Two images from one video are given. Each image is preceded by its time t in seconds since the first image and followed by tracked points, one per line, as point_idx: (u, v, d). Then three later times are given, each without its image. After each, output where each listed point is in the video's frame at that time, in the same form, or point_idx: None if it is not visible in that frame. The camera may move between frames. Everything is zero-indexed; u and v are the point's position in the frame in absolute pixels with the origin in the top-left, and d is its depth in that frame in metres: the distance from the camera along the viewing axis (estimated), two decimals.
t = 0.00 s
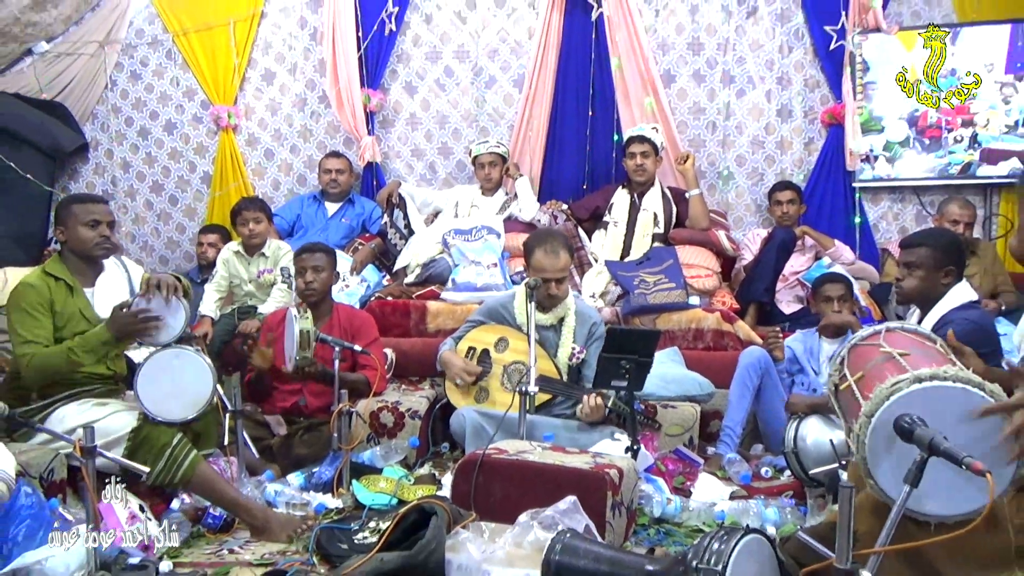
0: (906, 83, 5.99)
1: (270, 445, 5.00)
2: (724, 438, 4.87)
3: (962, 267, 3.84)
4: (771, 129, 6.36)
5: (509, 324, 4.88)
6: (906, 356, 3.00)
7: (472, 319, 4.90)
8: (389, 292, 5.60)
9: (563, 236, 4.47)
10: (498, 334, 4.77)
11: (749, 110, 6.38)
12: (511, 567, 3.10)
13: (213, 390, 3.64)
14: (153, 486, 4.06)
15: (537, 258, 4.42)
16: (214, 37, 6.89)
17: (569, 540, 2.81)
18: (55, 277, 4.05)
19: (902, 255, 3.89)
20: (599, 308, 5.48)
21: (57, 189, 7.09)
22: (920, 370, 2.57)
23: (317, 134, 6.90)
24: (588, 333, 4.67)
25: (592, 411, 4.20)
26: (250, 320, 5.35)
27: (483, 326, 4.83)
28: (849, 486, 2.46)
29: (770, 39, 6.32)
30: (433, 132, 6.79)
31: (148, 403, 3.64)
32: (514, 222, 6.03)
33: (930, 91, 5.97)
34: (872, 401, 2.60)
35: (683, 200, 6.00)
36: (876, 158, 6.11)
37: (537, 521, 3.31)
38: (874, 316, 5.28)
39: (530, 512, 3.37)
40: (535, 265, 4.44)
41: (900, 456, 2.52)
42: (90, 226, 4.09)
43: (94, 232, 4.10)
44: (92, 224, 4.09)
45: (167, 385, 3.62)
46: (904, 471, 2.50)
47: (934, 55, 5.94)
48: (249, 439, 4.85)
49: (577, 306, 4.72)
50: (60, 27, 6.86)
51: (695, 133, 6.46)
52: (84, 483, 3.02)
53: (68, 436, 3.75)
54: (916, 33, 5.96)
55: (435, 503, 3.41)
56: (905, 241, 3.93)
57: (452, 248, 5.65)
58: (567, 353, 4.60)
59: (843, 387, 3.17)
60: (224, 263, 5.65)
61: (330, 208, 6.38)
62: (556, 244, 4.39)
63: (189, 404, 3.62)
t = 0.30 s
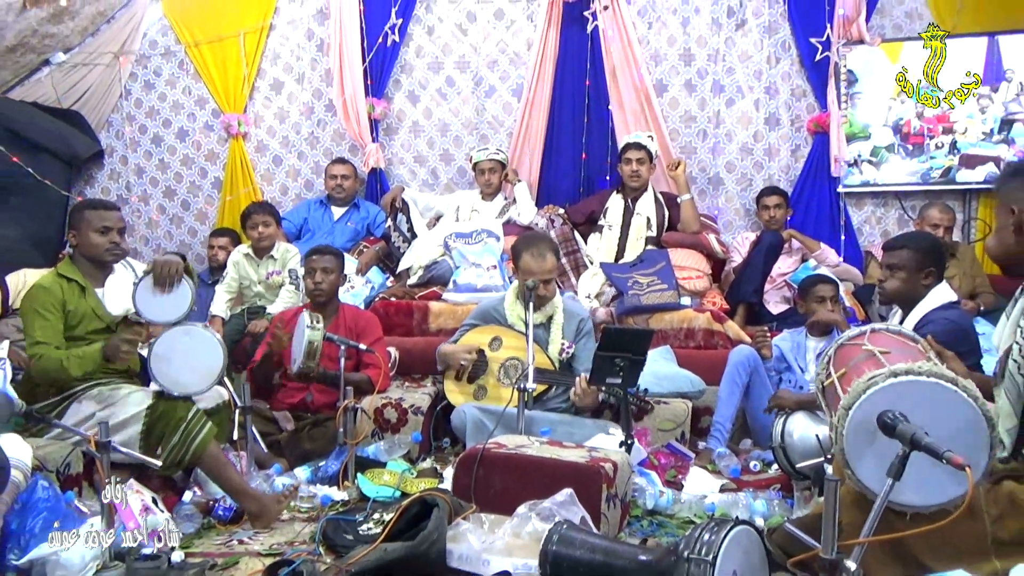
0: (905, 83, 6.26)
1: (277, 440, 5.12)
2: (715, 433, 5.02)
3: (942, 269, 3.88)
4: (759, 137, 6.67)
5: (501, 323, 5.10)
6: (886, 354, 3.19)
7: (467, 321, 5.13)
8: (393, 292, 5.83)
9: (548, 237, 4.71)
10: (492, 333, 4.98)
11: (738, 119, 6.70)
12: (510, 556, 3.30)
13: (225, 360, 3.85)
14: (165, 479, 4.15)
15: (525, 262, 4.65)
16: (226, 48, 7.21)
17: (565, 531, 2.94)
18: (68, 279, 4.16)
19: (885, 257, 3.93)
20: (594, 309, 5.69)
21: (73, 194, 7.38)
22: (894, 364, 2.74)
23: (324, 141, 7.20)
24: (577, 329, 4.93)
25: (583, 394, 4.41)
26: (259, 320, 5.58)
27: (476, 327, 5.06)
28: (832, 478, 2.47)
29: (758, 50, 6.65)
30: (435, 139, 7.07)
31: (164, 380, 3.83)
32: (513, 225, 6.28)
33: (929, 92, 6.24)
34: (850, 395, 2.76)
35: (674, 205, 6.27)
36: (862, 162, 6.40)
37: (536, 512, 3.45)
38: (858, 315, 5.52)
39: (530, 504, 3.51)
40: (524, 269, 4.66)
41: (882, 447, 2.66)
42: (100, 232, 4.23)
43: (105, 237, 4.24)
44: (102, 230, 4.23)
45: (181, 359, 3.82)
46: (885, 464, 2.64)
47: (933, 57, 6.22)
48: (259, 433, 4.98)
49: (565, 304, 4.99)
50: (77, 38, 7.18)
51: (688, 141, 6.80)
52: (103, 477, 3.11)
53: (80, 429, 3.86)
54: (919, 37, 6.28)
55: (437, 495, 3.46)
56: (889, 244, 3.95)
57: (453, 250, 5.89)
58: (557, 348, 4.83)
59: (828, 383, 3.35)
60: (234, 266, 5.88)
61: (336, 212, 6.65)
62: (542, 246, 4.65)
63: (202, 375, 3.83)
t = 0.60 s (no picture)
0: (908, 83, 6.50)
1: (284, 435, 5.25)
2: (707, 428, 5.19)
3: (926, 271, 3.99)
4: (750, 143, 6.89)
5: (501, 323, 5.31)
6: (875, 352, 3.09)
7: (468, 322, 5.33)
8: (396, 293, 6.04)
9: (537, 239, 4.89)
10: (491, 334, 5.19)
11: (729, 125, 6.92)
12: (510, 548, 3.37)
13: (234, 371, 3.92)
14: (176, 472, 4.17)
15: (517, 262, 4.83)
16: (234, 57, 7.44)
17: (563, 524, 3.05)
18: (81, 282, 4.23)
19: (871, 261, 4.03)
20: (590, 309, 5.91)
21: (88, 199, 7.63)
22: (884, 360, 2.69)
23: (329, 147, 7.42)
24: (575, 328, 5.11)
25: (578, 389, 4.61)
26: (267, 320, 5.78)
27: (475, 328, 5.27)
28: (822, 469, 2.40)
29: (749, 59, 6.87)
30: (437, 145, 7.29)
31: (176, 389, 3.88)
32: (512, 228, 6.51)
33: (931, 91, 6.46)
34: (841, 389, 2.71)
35: (667, 208, 6.51)
36: (852, 164, 6.66)
37: (534, 506, 3.52)
38: (845, 316, 5.71)
39: (529, 497, 3.58)
40: (517, 270, 4.85)
41: (867, 443, 2.62)
42: (114, 234, 4.28)
43: (118, 239, 4.29)
44: (116, 232, 4.28)
45: (192, 370, 3.89)
46: (873, 458, 2.60)
47: (935, 58, 6.45)
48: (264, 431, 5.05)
49: (562, 304, 5.17)
50: (91, 48, 7.39)
51: (681, 147, 7.00)
52: (114, 474, 3.11)
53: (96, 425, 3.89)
54: (918, 40, 6.63)
55: (439, 488, 3.51)
56: (874, 247, 4.07)
57: (454, 252, 6.13)
58: (554, 346, 5.02)
59: (818, 380, 3.27)
60: (243, 267, 6.09)
61: (341, 216, 6.88)
62: (532, 246, 4.82)
63: (212, 385, 3.89)
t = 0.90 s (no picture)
0: (907, 83, 6.50)
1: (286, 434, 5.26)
2: (707, 428, 5.19)
3: (925, 270, 3.99)
4: (750, 143, 6.91)
5: (508, 323, 5.31)
6: (871, 353, 3.08)
7: (472, 322, 5.31)
8: (397, 294, 6.05)
9: (553, 241, 4.87)
10: (497, 334, 5.18)
11: (729, 126, 6.94)
12: (511, 548, 3.37)
13: (236, 359, 3.91)
14: (178, 472, 4.17)
15: (530, 263, 4.82)
16: (235, 59, 7.46)
17: (564, 524, 3.06)
18: (83, 281, 4.23)
19: (871, 260, 4.03)
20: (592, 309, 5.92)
21: (89, 200, 7.65)
22: (886, 364, 2.69)
23: (331, 148, 7.44)
24: (582, 330, 5.10)
25: (580, 399, 4.61)
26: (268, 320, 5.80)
27: (480, 328, 5.25)
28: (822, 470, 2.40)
29: (749, 60, 6.89)
30: (438, 146, 7.31)
31: (176, 374, 3.84)
32: (513, 228, 6.54)
33: (930, 91, 6.47)
34: (844, 394, 2.71)
35: (667, 208, 6.54)
36: (853, 165, 6.67)
37: (535, 506, 3.55)
38: (845, 316, 5.72)
39: (529, 498, 3.61)
40: (529, 271, 4.84)
41: (869, 444, 2.64)
42: (115, 234, 4.28)
43: (119, 240, 4.29)
44: (117, 232, 4.29)
45: (194, 358, 3.86)
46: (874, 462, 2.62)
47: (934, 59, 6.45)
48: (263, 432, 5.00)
49: (570, 305, 5.15)
50: (93, 49, 7.41)
51: (680, 147, 7.01)
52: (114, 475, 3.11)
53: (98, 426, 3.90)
54: (918, 42, 6.65)
55: (439, 488, 3.51)
56: (874, 247, 4.07)
57: (455, 253, 6.13)
58: (562, 349, 5.01)
59: (815, 382, 3.27)
60: (243, 268, 6.10)
61: (342, 216, 6.89)
62: (546, 247, 4.82)
63: (214, 373, 3.87)
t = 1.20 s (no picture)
0: (908, 83, 6.52)
1: (284, 437, 5.25)
2: (705, 429, 5.19)
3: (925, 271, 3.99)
4: (748, 144, 6.92)
5: (508, 325, 5.31)
6: (873, 356, 3.08)
7: (471, 324, 5.30)
8: (395, 296, 6.04)
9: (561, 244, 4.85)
10: (497, 336, 5.17)
11: (728, 127, 6.95)
12: (509, 551, 3.38)
13: (233, 379, 4.02)
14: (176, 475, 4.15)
15: (539, 266, 4.79)
16: (234, 61, 7.46)
17: (563, 526, 3.05)
18: (81, 286, 4.21)
19: (870, 261, 4.03)
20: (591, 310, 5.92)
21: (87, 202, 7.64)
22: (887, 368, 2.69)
23: (329, 150, 7.44)
24: (582, 332, 5.09)
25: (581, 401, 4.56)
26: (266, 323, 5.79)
27: (479, 330, 5.24)
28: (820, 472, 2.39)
29: (747, 61, 6.90)
30: (436, 147, 7.31)
31: (173, 392, 3.93)
32: (512, 230, 6.54)
33: (930, 91, 6.48)
34: (843, 398, 2.73)
35: (665, 210, 6.56)
36: (852, 166, 6.67)
37: (533, 508, 3.55)
38: (844, 317, 5.74)
39: (528, 499, 3.61)
40: (536, 274, 4.82)
41: (868, 446, 2.64)
42: (113, 237, 4.26)
43: (118, 242, 4.27)
44: (115, 235, 4.27)
45: (193, 377, 3.96)
46: (872, 462, 2.62)
47: (936, 59, 6.48)
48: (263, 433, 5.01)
49: (571, 308, 5.14)
50: (91, 51, 7.40)
51: (679, 148, 7.02)
52: (112, 476, 3.09)
53: (95, 429, 3.88)
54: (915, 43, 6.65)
55: (439, 491, 3.51)
56: (874, 247, 4.08)
57: (453, 255, 6.13)
58: (563, 351, 5.01)
59: (816, 381, 3.26)
60: (242, 271, 6.15)
61: (340, 218, 6.90)
62: (555, 252, 4.79)
63: (212, 391, 3.96)
